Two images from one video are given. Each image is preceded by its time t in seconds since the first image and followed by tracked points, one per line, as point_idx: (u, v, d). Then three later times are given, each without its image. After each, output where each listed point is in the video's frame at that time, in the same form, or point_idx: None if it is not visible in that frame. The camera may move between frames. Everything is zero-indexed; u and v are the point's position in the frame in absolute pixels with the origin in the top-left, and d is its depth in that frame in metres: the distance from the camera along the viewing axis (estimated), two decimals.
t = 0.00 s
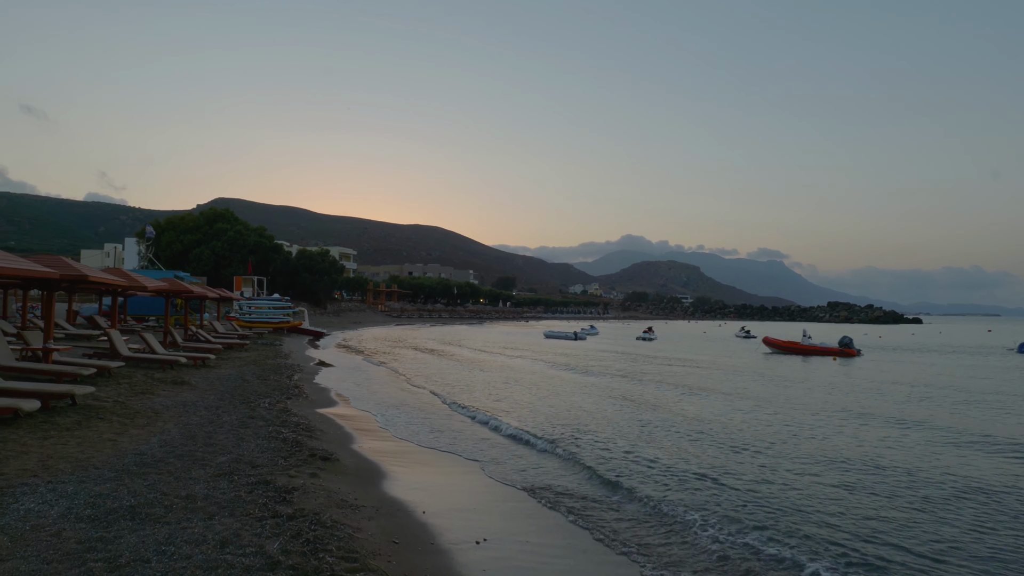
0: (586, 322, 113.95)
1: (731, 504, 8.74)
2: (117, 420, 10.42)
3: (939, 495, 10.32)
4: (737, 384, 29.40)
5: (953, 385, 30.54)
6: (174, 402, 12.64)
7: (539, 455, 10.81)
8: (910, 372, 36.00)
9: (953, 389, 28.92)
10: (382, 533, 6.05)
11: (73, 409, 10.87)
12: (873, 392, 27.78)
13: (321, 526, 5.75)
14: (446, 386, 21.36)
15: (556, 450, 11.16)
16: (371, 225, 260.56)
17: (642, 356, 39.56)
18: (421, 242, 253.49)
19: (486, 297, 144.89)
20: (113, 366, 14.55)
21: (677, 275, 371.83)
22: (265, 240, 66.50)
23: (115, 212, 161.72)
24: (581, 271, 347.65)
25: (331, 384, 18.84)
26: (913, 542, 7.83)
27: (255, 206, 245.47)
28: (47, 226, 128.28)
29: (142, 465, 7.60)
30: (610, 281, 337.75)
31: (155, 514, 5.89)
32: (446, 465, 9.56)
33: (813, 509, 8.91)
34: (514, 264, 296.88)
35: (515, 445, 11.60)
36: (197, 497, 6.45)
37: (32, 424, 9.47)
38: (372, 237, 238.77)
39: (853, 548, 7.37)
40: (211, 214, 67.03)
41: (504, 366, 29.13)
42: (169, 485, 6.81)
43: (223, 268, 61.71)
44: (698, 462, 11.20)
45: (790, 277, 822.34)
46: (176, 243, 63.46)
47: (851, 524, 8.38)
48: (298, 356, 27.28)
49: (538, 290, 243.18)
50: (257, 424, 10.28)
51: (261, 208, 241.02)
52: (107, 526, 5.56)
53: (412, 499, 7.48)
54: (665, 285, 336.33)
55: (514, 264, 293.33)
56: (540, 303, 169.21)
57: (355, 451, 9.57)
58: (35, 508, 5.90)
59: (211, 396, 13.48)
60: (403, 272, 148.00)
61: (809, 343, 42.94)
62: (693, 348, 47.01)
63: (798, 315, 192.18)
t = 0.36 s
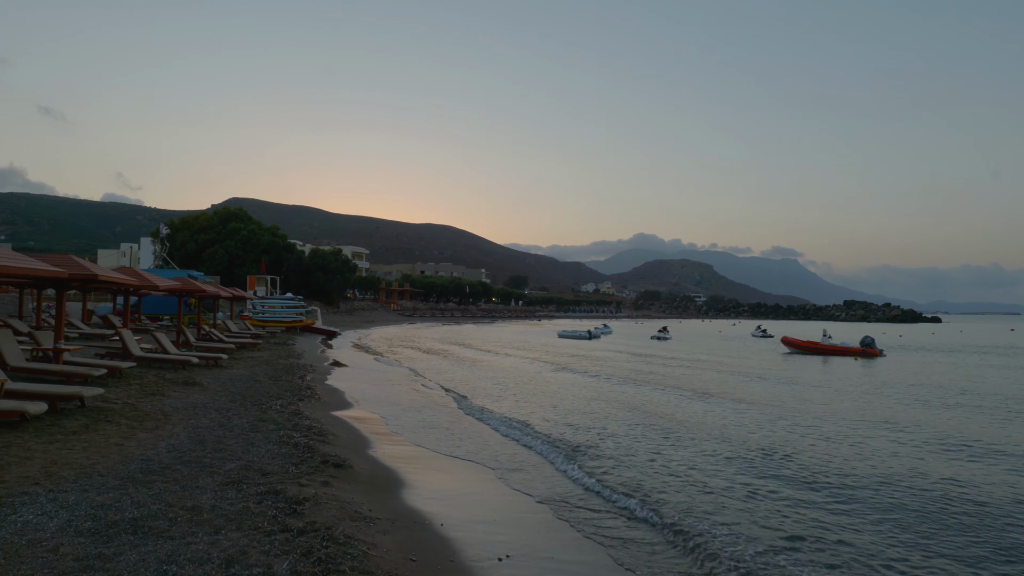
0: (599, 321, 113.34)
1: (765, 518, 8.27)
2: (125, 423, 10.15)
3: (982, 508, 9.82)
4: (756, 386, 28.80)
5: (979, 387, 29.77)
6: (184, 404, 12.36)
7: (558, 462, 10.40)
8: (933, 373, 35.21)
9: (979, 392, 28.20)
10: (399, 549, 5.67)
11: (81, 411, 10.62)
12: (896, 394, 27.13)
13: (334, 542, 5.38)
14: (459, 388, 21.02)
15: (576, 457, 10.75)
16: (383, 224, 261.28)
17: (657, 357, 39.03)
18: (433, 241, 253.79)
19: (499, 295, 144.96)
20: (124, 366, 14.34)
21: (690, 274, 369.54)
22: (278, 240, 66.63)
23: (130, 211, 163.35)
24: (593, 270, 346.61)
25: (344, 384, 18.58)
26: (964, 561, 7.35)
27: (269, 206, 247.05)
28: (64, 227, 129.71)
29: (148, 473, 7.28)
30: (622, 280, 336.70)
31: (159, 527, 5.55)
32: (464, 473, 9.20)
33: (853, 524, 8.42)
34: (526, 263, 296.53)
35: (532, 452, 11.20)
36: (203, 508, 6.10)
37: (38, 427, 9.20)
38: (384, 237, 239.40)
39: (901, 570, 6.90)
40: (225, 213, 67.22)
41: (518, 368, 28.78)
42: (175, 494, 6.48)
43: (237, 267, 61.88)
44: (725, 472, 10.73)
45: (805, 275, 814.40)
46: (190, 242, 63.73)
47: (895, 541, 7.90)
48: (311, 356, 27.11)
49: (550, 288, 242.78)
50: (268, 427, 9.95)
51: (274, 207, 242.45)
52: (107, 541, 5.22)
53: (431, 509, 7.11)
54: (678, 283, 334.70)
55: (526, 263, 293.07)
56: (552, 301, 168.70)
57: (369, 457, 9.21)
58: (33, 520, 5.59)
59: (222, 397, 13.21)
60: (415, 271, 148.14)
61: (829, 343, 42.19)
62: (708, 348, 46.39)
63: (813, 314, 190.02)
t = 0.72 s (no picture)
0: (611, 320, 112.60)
1: (804, 529, 7.81)
2: (135, 422, 9.87)
3: None
4: (775, 386, 28.19)
5: (1008, 388, 29.03)
6: (197, 402, 12.09)
7: (582, 465, 9.97)
8: (958, 372, 34.44)
9: (1008, 392, 27.45)
10: (423, 560, 5.30)
11: (92, 410, 10.35)
12: (922, 395, 26.47)
13: (354, 553, 5.02)
14: (474, 387, 20.65)
15: (599, 461, 10.31)
16: (394, 223, 261.82)
17: (673, 356, 38.52)
18: (444, 240, 253.98)
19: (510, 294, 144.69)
20: (135, 364, 14.11)
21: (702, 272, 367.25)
22: (290, 238, 66.67)
23: (145, 212, 164.87)
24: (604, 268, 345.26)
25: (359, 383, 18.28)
26: None
27: (282, 205, 248.55)
28: (79, 227, 131.00)
29: (159, 475, 6.97)
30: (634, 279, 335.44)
31: (169, 535, 5.22)
32: (487, 475, 8.83)
33: (899, 533, 7.95)
34: (537, 261, 295.96)
35: (555, 453, 10.78)
36: (215, 514, 5.77)
37: (48, 427, 8.94)
38: (395, 236, 239.97)
39: None
40: (237, 212, 67.33)
41: (533, 367, 28.41)
42: (186, 499, 6.15)
43: (249, 266, 61.98)
44: (756, 477, 10.27)
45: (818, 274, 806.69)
46: (203, 241, 63.91)
47: (948, 551, 7.42)
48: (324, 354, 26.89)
49: (561, 287, 242.08)
50: (282, 428, 9.63)
51: (286, 207, 243.64)
52: (113, 549, 4.88)
53: (455, 515, 6.74)
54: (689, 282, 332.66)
55: (537, 262, 292.58)
56: (563, 300, 168.04)
57: (388, 458, 8.87)
58: (37, 527, 5.27)
59: (236, 396, 12.94)
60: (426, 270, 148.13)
61: (850, 342, 41.46)
62: (725, 347, 45.76)
63: (828, 313, 187.92)
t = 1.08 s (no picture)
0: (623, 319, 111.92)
1: (842, 547, 7.41)
2: (146, 426, 9.63)
3: None
4: (793, 387, 27.66)
5: None
6: (209, 405, 11.87)
7: (605, 474, 9.59)
8: (982, 374, 33.75)
9: None
10: None
11: (103, 413, 10.15)
12: (946, 398, 25.90)
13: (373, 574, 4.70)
14: (489, 388, 20.35)
15: (623, 470, 9.93)
16: (406, 223, 262.40)
17: (688, 358, 38.10)
18: (455, 239, 254.17)
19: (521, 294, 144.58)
20: (148, 365, 13.93)
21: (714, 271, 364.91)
22: (302, 238, 66.73)
23: (160, 211, 166.42)
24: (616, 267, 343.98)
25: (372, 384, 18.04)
26: None
27: (294, 205, 250.04)
28: (95, 227, 132.24)
29: (168, 485, 6.69)
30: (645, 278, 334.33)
31: (177, 552, 4.92)
32: (507, 483, 8.49)
33: (942, 552, 7.54)
34: (548, 260, 295.36)
35: (576, 459, 10.42)
36: (226, 528, 5.47)
37: (57, 432, 8.73)
38: (407, 236, 240.46)
39: None
40: (250, 211, 67.47)
41: (548, 368, 28.13)
42: (196, 511, 5.86)
43: (262, 265, 62.11)
44: (785, 487, 9.86)
45: (832, 272, 798.78)
46: (216, 240, 64.15)
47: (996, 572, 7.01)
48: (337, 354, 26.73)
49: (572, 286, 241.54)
50: (295, 433, 9.35)
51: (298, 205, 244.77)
52: (118, 568, 4.59)
53: (476, 529, 6.42)
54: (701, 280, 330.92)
55: (548, 261, 292.04)
56: (575, 299, 167.49)
57: (404, 465, 8.57)
58: (40, 543, 4.99)
59: (248, 399, 12.71)
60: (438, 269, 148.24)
61: (870, 342, 40.85)
62: (741, 348, 45.20)
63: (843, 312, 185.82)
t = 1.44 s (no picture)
0: (637, 318, 111.03)
1: (883, 558, 6.97)
2: (153, 426, 9.35)
3: None
4: (815, 386, 26.99)
5: None
6: (219, 404, 11.59)
7: (628, 478, 9.17)
8: (1009, 373, 32.96)
9: None
10: None
11: (110, 412, 9.88)
12: (973, 398, 25.22)
13: None
14: (504, 386, 20.00)
15: (646, 474, 9.51)
16: (418, 221, 262.79)
17: (705, 357, 37.61)
18: (467, 238, 254.23)
19: (534, 292, 144.54)
20: (158, 363, 13.70)
21: (728, 269, 362.30)
22: (315, 236, 66.77)
23: (176, 211, 167.90)
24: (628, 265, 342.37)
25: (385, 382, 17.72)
26: None
27: (307, 204, 251.27)
28: (111, 227, 133.65)
29: (171, 489, 6.36)
30: (658, 276, 332.62)
31: (177, 563, 4.59)
32: (526, 487, 8.11)
33: (990, 563, 7.09)
34: (560, 259, 294.53)
35: (596, 461, 10.00)
36: (230, 537, 5.12)
37: (62, 432, 8.45)
38: (419, 235, 240.79)
39: None
40: (263, 211, 67.64)
41: (564, 367, 27.78)
42: (199, 518, 5.53)
43: (275, 264, 62.23)
44: (818, 493, 9.37)
45: (848, 270, 789.73)
46: (229, 239, 64.33)
47: None
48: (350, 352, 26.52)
49: (585, 284, 240.77)
50: (306, 433, 9.01)
51: (311, 205, 246.04)
52: None
53: (496, 538, 6.04)
54: (715, 278, 328.66)
55: (561, 259, 291.45)
56: (587, 297, 166.71)
57: (419, 467, 8.21)
58: (33, 552, 4.67)
59: (259, 397, 12.41)
60: (450, 267, 148.29)
61: (894, 341, 40.18)
62: (759, 347, 44.53)
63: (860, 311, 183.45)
